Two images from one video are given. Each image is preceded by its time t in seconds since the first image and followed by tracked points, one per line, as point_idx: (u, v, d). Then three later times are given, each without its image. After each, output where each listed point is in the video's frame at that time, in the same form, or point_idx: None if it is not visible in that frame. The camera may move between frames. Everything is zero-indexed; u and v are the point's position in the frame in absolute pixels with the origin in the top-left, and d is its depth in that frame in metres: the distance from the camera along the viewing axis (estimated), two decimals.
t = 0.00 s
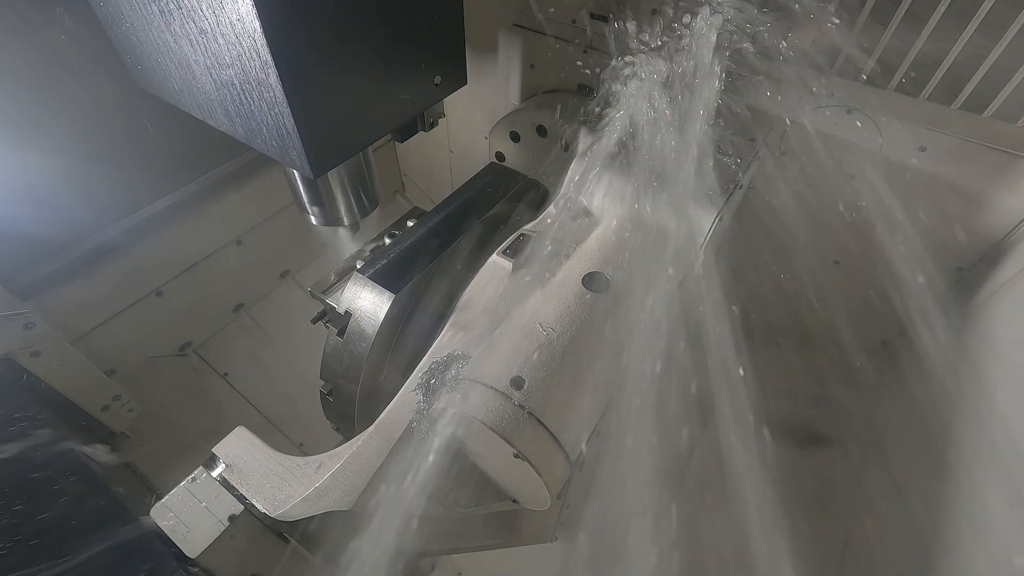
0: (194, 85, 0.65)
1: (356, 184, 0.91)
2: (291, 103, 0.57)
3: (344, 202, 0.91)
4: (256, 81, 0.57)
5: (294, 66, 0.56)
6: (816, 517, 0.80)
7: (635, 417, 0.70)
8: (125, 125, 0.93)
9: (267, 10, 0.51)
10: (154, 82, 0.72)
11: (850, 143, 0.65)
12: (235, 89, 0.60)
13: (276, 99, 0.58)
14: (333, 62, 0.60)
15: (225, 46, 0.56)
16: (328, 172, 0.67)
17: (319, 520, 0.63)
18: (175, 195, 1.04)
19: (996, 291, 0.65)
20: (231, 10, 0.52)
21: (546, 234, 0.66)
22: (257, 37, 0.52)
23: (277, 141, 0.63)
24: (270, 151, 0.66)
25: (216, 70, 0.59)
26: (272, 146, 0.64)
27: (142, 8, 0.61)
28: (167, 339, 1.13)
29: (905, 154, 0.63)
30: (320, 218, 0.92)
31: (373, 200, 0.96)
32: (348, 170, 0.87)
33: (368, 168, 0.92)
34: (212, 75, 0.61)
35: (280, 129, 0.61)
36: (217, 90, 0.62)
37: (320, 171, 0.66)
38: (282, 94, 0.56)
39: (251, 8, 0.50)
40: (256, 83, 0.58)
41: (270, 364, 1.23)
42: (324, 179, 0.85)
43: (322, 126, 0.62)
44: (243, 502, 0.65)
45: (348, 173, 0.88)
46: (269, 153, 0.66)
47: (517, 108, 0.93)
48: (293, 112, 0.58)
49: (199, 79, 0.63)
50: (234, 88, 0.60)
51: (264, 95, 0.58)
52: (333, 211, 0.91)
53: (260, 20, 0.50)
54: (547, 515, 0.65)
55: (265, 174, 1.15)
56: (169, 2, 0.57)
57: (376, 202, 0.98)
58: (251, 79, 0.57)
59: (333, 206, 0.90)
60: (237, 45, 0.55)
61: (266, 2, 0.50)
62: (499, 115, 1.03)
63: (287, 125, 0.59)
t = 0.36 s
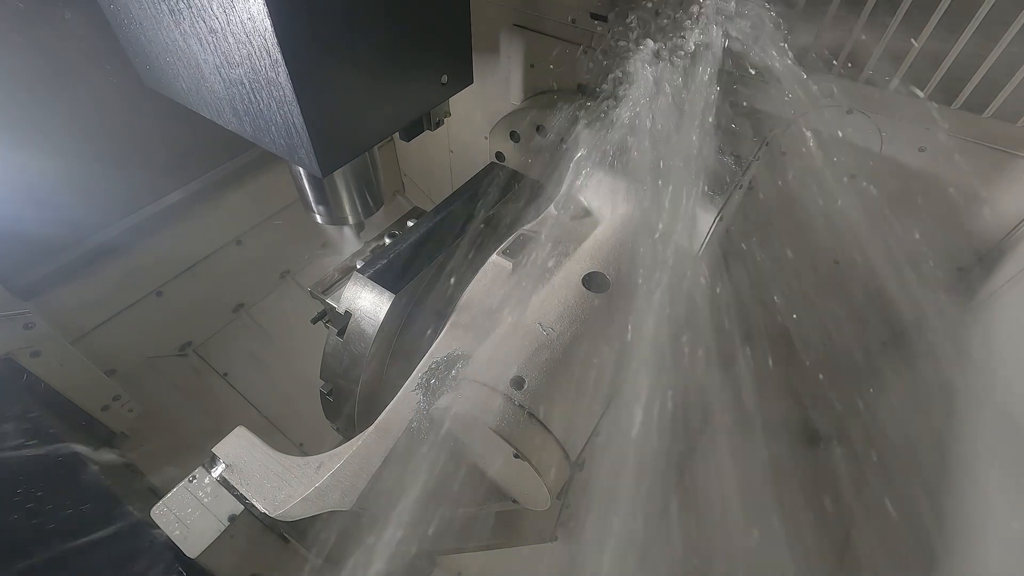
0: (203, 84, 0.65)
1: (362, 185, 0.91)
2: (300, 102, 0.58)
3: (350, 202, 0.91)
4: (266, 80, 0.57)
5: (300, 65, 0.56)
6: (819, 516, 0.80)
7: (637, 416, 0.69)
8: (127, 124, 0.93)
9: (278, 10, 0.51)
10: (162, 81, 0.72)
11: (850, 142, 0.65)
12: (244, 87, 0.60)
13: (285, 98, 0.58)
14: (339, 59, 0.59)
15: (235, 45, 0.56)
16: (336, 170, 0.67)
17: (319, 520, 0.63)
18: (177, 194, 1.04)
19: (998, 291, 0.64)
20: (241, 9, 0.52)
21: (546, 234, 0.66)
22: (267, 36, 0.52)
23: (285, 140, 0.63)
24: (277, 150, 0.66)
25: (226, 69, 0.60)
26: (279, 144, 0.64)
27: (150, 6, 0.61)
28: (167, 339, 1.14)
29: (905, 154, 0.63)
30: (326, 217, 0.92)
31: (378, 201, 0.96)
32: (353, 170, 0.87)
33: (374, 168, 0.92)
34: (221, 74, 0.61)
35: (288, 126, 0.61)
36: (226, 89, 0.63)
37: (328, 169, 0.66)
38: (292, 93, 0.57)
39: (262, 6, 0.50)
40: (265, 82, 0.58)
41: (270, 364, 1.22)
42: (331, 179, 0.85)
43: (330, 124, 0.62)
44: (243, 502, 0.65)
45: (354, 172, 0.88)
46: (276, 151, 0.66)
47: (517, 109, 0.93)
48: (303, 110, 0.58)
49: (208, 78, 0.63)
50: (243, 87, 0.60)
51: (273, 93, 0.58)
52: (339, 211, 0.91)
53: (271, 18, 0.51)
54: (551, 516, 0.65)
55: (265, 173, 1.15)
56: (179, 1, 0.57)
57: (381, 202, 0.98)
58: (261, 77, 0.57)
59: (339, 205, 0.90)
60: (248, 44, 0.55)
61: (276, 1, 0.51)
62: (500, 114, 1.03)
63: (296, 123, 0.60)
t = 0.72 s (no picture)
0: (208, 83, 0.65)
1: (365, 185, 0.91)
2: (306, 101, 0.58)
3: (353, 202, 0.91)
4: (272, 78, 0.57)
5: (301, 66, 0.56)
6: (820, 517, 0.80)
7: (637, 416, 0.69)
8: (127, 124, 0.93)
9: (284, 9, 0.51)
10: (166, 80, 0.72)
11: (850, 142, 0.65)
12: (249, 86, 0.60)
13: (291, 96, 0.58)
14: (339, 59, 0.59)
15: (240, 44, 0.56)
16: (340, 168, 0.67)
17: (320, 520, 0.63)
18: (177, 194, 1.04)
19: (998, 291, 0.65)
20: (247, 8, 0.52)
21: (546, 234, 0.66)
22: (273, 34, 0.52)
23: (290, 138, 0.63)
24: (282, 148, 0.66)
25: (231, 68, 0.60)
26: (284, 143, 0.65)
27: (156, 6, 0.61)
28: (167, 339, 1.14)
29: (905, 154, 0.63)
30: (329, 215, 0.92)
31: (380, 200, 0.95)
32: (356, 170, 0.87)
33: (377, 168, 0.92)
34: (227, 73, 0.61)
35: (293, 125, 0.61)
36: (231, 88, 0.63)
37: (332, 168, 0.66)
38: (298, 92, 0.57)
39: (268, 5, 0.50)
40: (270, 81, 0.58)
41: (271, 364, 1.22)
42: (333, 179, 0.85)
43: (333, 123, 0.62)
44: (243, 502, 0.65)
45: (356, 171, 0.87)
46: (281, 149, 0.66)
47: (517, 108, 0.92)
48: (309, 108, 0.58)
49: (212, 76, 0.63)
50: (249, 86, 0.60)
51: (279, 92, 0.58)
52: (342, 211, 0.91)
53: (277, 17, 0.51)
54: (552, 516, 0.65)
55: (264, 174, 1.15)
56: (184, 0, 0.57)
57: (383, 202, 0.98)
58: (267, 76, 0.57)
59: (341, 205, 0.90)
60: (254, 43, 0.55)
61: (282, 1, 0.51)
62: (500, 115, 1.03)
63: (302, 121, 0.60)
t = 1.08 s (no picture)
0: (196, 58, 0.64)
1: (360, 172, 0.90)
2: (295, 76, 0.57)
3: (348, 188, 0.90)
4: (259, 51, 0.57)
5: (296, 60, 0.56)
6: (819, 517, 0.80)
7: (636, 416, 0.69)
8: (126, 123, 0.93)
9: None
10: (154, 57, 0.72)
11: (850, 143, 0.65)
12: (237, 60, 0.60)
13: (280, 69, 0.57)
14: (327, 57, 0.59)
15: (227, 15, 0.56)
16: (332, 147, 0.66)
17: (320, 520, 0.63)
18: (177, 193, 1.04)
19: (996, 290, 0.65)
20: None
21: (544, 235, 0.66)
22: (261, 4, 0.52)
23: (279, 113, 0.63)
24: (271, 125, 0.65)
25: (219, 40, 0.59)
26: (274, 119, 0.64)
27: None
28: (167, 339, 1.14)
29: (905, 153, 0.62)
30: (323, 202, 0.91)
31: (376, 189, 0.95)
32: (348, 154, 0.86)
33: (372, 155, 0.91)
34: (214, 46, 0.61)
35: (283, 99, 0.60)
36: (219, 62, 0.62)
37: (322, 147, 0.65)
38: (286, 65, 0.56)
39: None
40: (258, 53, 0.57)
41: (271, 364, 1.23)
42: (326, 161, 0.84)
43: (325, 111, 0.62)
44: (243, 502, 0.65)
45: (352, 157, 0.87)
46: (270, 127, 0.66)
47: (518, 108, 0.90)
48: (298, 84, 0.58)
49: (200, 51, 0.63)
50: (237, 60, 0.60)
51: (267, 65, 0.58)
52: (336, 197, 0.90)
53: None
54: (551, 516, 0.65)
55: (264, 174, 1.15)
56: None
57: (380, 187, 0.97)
58: (254, 47, 0.57)
59: (337, 192, 0.90)
60: (241, 12, 0.54)
61: None
62: (499, 115, 1.03)
63: (291, 96, 0.59)
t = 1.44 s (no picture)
0: (152, 76, 0.63)
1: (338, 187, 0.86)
2: (248, 94, 0.56)
3: (326, 201, 0.86)
4: (210, 69, 0.55)
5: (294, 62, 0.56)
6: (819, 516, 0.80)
7: (636, 416, 0.69)
8: (127, 123, 0.93)
9: None
10: (112, 74, 0.70)
11: (850, 143, 0.65)
12: (189, 77, 0.58)
13: (231, 88, 0.56)
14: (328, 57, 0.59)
15: (176, 33, 0.54)
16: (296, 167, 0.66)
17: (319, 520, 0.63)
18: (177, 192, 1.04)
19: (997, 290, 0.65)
20: None
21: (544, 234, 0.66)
22: (206, 22, 0.50)
23: (236, 133, 0.62)
24: (230, 145, 0.64)
25: (171, 58, 0.58)
26: (231, 140, 0.63)
27: None
28: (167, 339, 1.14)
29: (905, 153, 0.62)
30: (298, 218, 0.86)
31: (354, 200, 0.91)
32: (326, 162, 0.81)
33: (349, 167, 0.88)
34: (167, 64, 0.59)
35: (238, 118, 0.59)
36: (174, 80, 0.61)
37: (282, 167, 0.64)
38: (236, 84, 0.55)
39: None
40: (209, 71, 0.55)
41: (270, 364, 1.23)
42: (301, 176, 0.80)
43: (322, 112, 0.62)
44: (243, 502, 0.65)
45: (328, 171, 0.83)
46: (229, 146, 0.65)
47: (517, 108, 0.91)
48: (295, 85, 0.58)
49: (156, 69, 0.61)
50: (189, 78, 0.58)
51: (219, 85, 0.56)
52: (313, 212, 0.86)
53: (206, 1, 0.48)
54: (549, 516, 0.65)
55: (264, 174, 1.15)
56: None
57: (358, 203, 0.93)
58: (205, 65, 0.55)
59: (313, 207, 0.85)
60: (188, 29, 0.52)
61: None
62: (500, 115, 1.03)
63: (245, 114, 0.58)
